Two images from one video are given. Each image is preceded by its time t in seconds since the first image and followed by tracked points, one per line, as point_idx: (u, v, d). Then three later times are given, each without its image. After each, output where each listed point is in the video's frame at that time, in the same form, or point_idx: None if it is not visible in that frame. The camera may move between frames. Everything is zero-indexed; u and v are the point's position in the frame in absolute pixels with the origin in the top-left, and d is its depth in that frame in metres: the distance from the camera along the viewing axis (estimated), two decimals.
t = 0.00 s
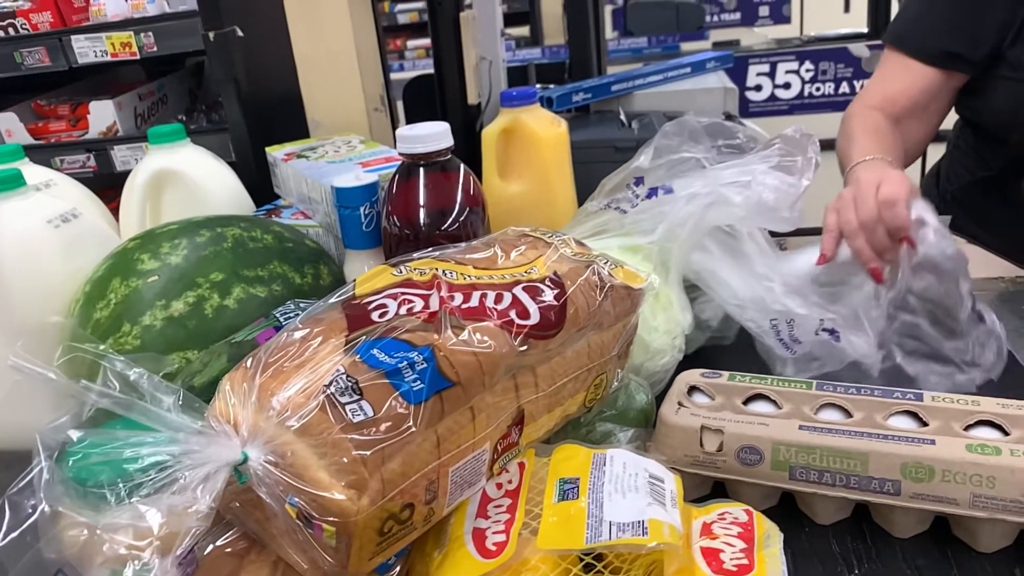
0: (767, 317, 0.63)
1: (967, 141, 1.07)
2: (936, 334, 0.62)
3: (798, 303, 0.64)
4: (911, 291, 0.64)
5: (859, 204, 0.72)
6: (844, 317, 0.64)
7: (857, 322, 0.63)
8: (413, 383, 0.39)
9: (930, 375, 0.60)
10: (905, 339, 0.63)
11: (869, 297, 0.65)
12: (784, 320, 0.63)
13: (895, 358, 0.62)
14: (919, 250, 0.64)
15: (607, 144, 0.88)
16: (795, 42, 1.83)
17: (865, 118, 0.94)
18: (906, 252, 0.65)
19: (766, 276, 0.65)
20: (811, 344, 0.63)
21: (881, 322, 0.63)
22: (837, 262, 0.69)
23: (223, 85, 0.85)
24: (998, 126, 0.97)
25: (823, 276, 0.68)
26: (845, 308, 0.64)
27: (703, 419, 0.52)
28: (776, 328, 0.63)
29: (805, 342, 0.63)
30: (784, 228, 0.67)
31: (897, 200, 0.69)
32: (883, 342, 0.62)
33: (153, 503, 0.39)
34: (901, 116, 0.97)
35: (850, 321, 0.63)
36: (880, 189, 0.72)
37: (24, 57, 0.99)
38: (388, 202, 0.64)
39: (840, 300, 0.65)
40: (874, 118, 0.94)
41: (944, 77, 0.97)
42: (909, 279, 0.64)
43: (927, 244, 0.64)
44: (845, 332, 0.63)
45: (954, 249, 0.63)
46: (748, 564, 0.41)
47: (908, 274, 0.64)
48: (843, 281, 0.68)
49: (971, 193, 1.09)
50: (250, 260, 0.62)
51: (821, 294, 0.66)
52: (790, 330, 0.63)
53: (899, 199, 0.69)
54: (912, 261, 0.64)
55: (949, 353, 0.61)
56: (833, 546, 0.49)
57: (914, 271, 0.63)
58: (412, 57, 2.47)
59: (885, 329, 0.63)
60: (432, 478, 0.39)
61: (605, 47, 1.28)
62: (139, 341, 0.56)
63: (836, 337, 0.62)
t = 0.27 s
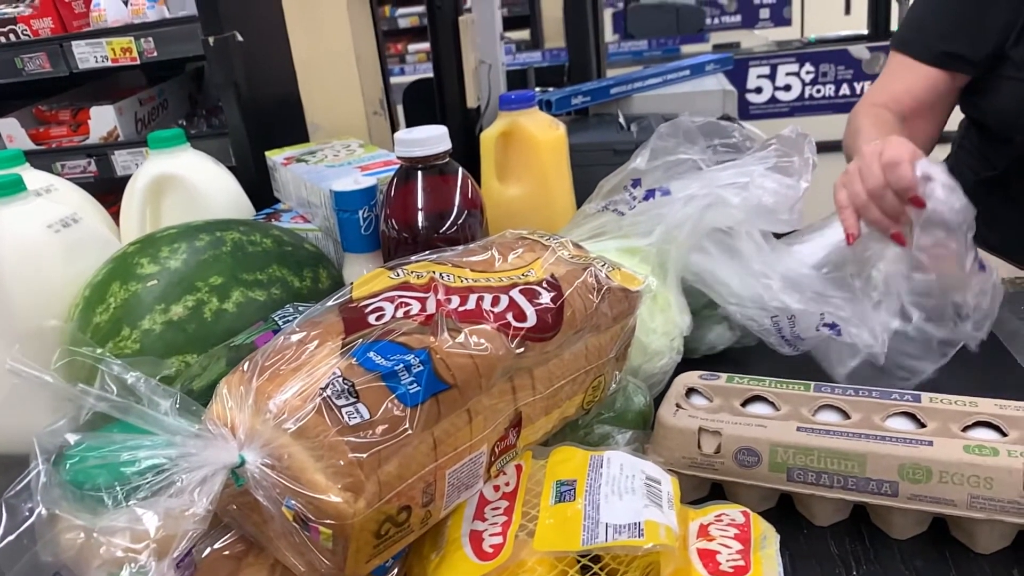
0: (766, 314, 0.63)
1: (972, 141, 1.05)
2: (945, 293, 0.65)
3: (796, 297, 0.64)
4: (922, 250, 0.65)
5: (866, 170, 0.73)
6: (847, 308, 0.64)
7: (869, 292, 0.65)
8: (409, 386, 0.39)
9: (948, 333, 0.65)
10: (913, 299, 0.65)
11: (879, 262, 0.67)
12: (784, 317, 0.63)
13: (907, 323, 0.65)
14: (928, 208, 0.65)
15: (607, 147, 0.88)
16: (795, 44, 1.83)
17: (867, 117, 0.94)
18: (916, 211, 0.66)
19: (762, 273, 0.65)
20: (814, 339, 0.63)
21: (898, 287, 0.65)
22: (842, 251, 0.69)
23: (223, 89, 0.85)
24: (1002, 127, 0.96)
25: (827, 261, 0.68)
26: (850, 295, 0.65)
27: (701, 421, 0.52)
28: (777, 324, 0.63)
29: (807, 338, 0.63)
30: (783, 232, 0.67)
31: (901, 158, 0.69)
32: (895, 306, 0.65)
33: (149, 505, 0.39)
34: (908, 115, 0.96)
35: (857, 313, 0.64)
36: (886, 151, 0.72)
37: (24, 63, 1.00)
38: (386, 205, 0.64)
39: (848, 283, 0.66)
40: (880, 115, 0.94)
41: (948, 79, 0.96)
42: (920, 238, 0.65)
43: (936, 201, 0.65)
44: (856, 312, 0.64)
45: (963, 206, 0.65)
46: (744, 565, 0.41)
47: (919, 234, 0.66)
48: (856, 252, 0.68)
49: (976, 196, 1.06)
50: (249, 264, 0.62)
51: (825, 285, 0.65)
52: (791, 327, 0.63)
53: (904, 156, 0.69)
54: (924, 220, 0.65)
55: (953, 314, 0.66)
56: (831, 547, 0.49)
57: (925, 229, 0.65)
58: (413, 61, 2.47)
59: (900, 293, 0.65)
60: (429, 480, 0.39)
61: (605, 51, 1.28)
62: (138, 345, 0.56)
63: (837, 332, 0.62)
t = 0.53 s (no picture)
0: (766, 313, 0.64)
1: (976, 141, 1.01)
2: (972, 241, 0.67)
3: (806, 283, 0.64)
4: (936, 208, 0.67)
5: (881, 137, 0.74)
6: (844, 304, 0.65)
7: (897, 262, 0.67)
8: (406, 387, 0.39)
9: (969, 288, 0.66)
10: (943, 256, 0.66)
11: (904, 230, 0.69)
12: (784, 317, 0.64)
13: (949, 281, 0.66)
14: (937, 166, 0.66)
15: (606, 149, 0.88)
16: (796, 47, 1.82)
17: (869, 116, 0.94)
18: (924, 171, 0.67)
19: (761, 269, 0.65)
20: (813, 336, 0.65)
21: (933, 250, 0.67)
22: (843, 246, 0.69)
23: (222, 92, 0.84)
24: (1008, 128, 0.88)
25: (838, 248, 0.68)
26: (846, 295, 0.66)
27: (699, 422, 0.52)
28: (777, 323, 0.65)
29: (806, 336, 0.65)
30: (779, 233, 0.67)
31: (901, 121, 0.69)
32: (918, 270, 0.66)
33: (147, 506, 0.39)
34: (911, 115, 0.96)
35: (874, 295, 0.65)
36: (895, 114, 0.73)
37: (24, 66, 0.99)
38: (385, 207, 0.64)
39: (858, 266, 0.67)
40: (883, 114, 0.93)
41: (953, 78, 0.89)
42: (935, 197, 0.67)
43: (939, 157, 0.65)
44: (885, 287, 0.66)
45: (968, 156, 0.65)
46: (741, 566, 0.41)
47: (929, 193, 0.67)
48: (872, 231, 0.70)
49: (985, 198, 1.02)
50: (248, 266, 0.62)
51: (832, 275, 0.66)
52: (790, 326, 0.64)
53: (904, 119, 0.69)
54: (932, 178, 0.66)
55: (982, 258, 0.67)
56: (830, 549, 0.48)
57: (938, 188, 0.66)
58: (413, 64, 2.47)
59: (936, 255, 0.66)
60: (426, 481, 0.39)
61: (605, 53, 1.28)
62: (137, 347, 0.56)
63: (836, 331, 0.64)
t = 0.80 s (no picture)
0: (763, 312, 0.65)
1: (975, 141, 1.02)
2: (986, 203, 0.70)
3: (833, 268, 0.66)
4: (946, 174, 0.70)
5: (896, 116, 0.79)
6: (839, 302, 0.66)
7: (915, 232, 0.70)
8: (401, 387, 0.39)
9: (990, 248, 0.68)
10: (960, 221, 0.69)
11: (918, 199, 0.72)
12: (782, 317, 0.65)
13: (973, 245, 0.68)
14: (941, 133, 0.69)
15: (604, 151, 0.88)
16: (795, 48, 1.82)
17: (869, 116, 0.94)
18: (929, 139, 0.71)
19: (761, 267, 0.65)
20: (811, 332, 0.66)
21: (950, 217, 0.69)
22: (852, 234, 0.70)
23: (220, 94, 0.84)
24: (1007, 126, 0.89)
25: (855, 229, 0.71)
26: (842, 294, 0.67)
27: (696, 423, 0.52)
28: (775, 323, 0.65)
29: (805, 332, 0.66)
30: (778, 233, 0.67)
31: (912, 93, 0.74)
32: (934, 234, 0.69)
33: (141, 507, 0.39)
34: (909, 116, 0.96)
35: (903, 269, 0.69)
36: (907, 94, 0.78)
37: (22, 68, 0.99)
38: (382, 208, 0.64)
39: (879, 244, 0.71)
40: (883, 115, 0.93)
41: (957, 74, 0.88)
42: (947, 164, 0.70)
43: (944, 124, 0.69)
44: (913, 260, 0.69)
45: (969, 122, 0.69)
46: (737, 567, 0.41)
47: (935, 159, 0.70)
48: (895, 202, 0.74)
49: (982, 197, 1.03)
50: (246, 268, 0.62)
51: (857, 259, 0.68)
52: (788, 323, 0.65)
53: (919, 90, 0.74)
54: (938, 145, 0.70)
55: (1002, 219, 0.70)
56: (827, 550, 0.48)
57: (946, 156, 0.70)
58: (412, 66, 2.47)
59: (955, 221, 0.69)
60: (423, 482, 0.39)
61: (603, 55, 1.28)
62: (135, 348, 0.56)
63: (836, 327, 0.65)
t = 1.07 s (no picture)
0: (761, 310, 0.66)
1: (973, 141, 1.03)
2: (1003, 165, 0.66)
3: (851, 255, 0.67)
4: (955, 143, 0.67)
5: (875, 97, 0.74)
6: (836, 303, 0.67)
7: (930, 214, 0.68)
8: (396, 387, 0.39)
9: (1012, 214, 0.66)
10: (974, 190, 0.66)
11: (930, 174, 0.68)
12: (779, 313, 0.65)
13: (991, 215, 0.66)
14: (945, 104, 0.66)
15: (601, 151, 0.88)
16: (793, 49, 1.82)
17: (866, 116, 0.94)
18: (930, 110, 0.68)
19: (759, 265, 0.66)
20: (809, 332, 0.66)
21: (965, 189, 0.67)
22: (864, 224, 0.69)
23: (217, 95, 0.84)
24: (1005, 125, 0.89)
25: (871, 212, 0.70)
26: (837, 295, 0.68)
27: (692, 423, 0.52)
28: (771, 320, 0.66)
29: (802, 331, 0.66)
30: (774, 231, 0.67)
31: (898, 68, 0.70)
32: (946, 210, 0.67)
33: (135, 507, 0.39)
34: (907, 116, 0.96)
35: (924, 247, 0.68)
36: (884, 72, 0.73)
37: (19, 70, 0.99)
38: (378, 209, 0.64)
39: (894, 223, 0.69)
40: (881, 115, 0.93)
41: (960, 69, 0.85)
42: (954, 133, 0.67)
43: (944, 91, 0.66)
44: (932, 236, 0.68)
45: (967, 84, 0.66)
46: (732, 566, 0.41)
47: (942, 130, 0.67)
48: (903, 183, 0.70)
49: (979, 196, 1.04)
50: (242, 269, 0.62)
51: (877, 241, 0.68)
52: (785, 321, 0.66)
53: (901, 65, 0.71)
54: (942, 113, 0.66)
55: (1020, 179, 0.66)
56: (824, 549, 0.48)
57: (953, 125, 0.66)
58: (411, 67, 2.47)
59: (971, 191, 0.66)
60: (417, 482, 0.39)
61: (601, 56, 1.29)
62: (131, 349, 0.56)
63: (833, 325, 0.65)
